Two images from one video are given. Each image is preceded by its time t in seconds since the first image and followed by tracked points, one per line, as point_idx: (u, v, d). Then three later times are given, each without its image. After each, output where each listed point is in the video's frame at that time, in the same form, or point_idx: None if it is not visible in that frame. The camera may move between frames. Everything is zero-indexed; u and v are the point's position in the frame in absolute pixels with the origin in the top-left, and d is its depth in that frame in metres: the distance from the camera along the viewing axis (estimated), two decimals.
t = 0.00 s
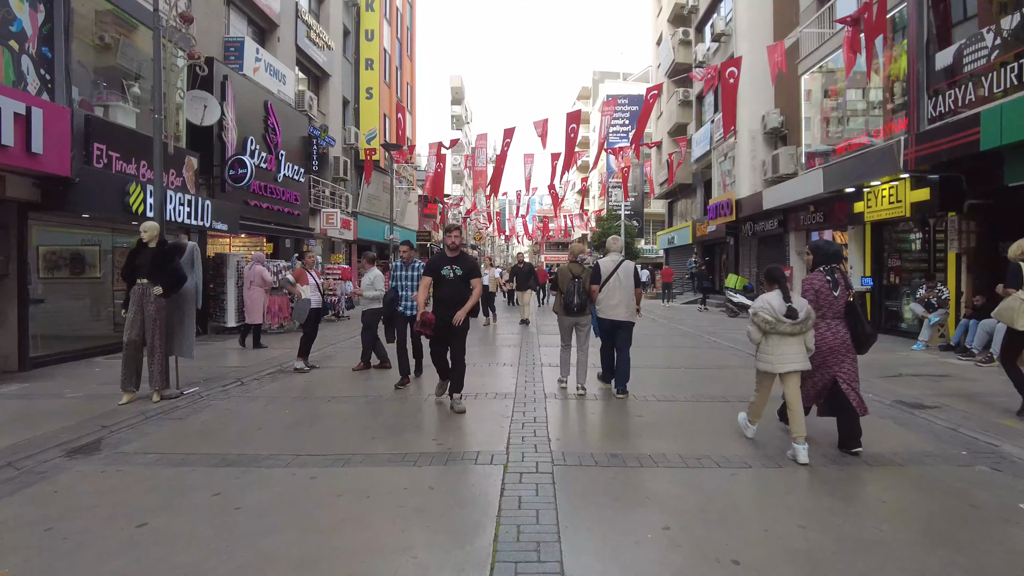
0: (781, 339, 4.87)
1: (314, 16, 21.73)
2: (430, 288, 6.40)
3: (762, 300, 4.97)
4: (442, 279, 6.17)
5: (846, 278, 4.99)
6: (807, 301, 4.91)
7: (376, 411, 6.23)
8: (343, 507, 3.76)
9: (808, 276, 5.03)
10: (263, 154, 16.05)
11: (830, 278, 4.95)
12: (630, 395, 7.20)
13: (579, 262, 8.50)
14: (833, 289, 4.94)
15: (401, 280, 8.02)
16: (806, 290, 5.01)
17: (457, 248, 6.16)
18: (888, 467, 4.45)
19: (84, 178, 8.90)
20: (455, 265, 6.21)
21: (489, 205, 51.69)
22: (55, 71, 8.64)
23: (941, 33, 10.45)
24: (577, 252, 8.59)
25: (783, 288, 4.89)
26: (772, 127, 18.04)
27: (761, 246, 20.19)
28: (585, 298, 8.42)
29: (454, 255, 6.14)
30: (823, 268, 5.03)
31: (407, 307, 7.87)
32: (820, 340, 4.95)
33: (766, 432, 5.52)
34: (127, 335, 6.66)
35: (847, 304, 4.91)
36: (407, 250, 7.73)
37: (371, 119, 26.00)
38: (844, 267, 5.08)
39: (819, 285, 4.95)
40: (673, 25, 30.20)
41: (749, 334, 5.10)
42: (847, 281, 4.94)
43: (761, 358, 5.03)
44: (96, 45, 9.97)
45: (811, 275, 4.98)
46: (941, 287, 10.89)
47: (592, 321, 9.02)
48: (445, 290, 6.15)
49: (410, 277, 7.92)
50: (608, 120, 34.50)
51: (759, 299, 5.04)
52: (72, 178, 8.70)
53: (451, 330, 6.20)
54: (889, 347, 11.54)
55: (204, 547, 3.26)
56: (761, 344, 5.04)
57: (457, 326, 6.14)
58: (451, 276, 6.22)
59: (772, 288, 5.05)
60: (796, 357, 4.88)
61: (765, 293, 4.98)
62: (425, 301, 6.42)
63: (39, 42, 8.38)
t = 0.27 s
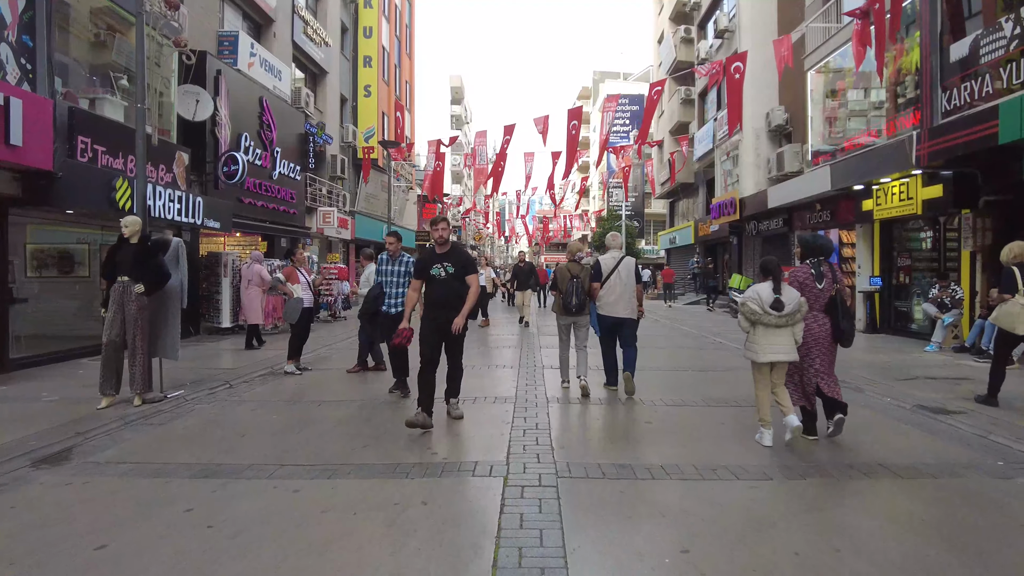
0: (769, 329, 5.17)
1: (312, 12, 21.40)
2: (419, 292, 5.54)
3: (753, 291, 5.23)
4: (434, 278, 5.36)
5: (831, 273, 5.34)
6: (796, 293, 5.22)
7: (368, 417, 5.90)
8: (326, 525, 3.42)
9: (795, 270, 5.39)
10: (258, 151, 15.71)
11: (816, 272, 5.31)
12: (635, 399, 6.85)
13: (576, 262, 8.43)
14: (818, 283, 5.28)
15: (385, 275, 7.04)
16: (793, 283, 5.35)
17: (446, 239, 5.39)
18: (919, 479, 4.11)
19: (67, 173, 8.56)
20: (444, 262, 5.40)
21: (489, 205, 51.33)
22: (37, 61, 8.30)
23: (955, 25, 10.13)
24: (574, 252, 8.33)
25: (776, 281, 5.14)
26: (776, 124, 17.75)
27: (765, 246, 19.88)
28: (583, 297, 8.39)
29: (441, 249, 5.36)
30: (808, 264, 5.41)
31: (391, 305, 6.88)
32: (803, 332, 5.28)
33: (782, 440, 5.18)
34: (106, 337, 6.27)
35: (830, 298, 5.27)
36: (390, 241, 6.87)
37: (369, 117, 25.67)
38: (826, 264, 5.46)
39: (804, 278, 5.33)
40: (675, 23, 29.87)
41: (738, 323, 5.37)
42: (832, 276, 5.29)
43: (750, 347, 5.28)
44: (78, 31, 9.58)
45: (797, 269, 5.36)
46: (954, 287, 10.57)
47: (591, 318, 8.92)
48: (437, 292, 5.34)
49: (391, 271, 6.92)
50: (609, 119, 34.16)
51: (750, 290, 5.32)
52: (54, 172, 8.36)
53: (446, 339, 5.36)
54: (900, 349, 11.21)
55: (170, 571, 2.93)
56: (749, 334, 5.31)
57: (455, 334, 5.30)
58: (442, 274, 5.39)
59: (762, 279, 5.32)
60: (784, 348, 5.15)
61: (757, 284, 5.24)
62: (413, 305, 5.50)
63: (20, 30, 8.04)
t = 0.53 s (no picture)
0: (760, 339, 5.09)
1: (307, 9, 21.08)
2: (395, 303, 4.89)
3: (744, 300, 5.11)
4: (411, 287, 4.74)
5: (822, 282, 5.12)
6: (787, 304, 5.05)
7: (356, 431, 5.57)
8: (300, 560, 3.09)
9: (784, 279, 5.19)
10: (250, 150, 15.37)
11: (805, 282, 5.13)
12: (638, 409, 6.52)
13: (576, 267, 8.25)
14: (808, 294, 5.10)
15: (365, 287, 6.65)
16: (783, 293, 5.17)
17: (422, 242, 4.81)
18: (951, 504, 3.77)
19: (46, 172, 8.22)
20: (421, 269, 4.76)
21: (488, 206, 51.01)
22: (14, 56, 7.95)
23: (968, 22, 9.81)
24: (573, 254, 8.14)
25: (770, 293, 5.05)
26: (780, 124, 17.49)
27: (767, 248, 19.58)
28: (581, 300, 8.04)
29: (417, 255, 4.81)
30: (799, 273, 5.23)
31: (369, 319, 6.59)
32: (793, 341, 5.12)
33: (796, 457, 4.84)
34: (80, 346, 5.93)
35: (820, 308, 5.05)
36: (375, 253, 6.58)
37: (365, 116, 25.33)
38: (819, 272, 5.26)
39: (793, 288, 5.12)
40: (676, 22, 29.56)
41: (732, 332, 5.29)
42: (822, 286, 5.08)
43: (742, 357, 5.22)
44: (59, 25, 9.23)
45: (786, 278, 5.15)
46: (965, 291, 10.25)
47: (590, 323, 8.66)
48: (413, 302, 4.70)
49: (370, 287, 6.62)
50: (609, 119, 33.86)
51: (743, 299, 5.19)
52: (32, 171, 8.01)
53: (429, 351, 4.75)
54: (909, 354, 10.90)
55: None
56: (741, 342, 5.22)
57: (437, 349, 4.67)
58: (420, 282, 4.77)
59: (756, 289, 5.21)
60: (771, 357, 5.07)
61: (748, 293, 5.12)
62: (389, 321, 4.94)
63: None
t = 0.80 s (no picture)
0: (753, 329, 5.34)
1: (300, 5, 20.73)
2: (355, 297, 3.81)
3: (738, 291, 5.36)
4: (380, 283, 3.80)
5: (809, 273, 5.51)
6: (778, 296, 5.36)
7: (341, 439, 5.23)
8: None
9: (773, 270, 5.54)
10: (240, 147, 15.03)
11: (794, 272, 5.49)
12: (639, 414, 6.16)
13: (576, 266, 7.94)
14: (796, 284, 5.45)
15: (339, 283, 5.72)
16: (773, 284, 5.49)
17: (401, 230, 3.87)
18: (983, 520, 3.46)
19: (20, 167, 7.86)
20: (396, 262, 3.81)
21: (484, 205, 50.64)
22: None
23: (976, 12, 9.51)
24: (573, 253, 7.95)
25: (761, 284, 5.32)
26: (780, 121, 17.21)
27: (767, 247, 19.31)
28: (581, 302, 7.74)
29: (393, 245, 3.88)
30: (787, 265, 5.57)
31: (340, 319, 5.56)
32: (783, 331, 5.43)
33: (811, 465, 4.52)
34: (48, 347, 5.57)
35: (809, 298, 5.43)
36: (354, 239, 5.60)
37: (360, 114, 24.99)
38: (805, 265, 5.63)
39: (783, 278, 5.45)
40: (673, 19, 29.28)
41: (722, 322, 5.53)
42: (810, 277, 5.46)
43: (731, 346, 5.44)
44: (35, 14, 8.86)
45: (776, 269, 5.47)
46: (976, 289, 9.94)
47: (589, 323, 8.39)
48: (382, 303, 3.77)
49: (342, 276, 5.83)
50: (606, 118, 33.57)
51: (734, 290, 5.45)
52: (6, 166, 7.65)
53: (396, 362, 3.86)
54: (916, 355, 10.60)
55: None
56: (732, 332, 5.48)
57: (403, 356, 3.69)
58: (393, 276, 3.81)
59: (746, 281, 5.45)
60: (762, 346, 5.34)
61: (741, 284, 5.38)
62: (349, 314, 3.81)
63: None
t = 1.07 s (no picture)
0: (741, 343, 5.26)
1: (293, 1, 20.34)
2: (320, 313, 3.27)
3: (722, 306, 5.31)
4: (347, 295, 3.25)
5: (800, 283, 5.42)
6: (764, 309, 5.31)
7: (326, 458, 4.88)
8: None
9: (763, 283, 5.51)
10: (230, 146, 14.66)
11: (784, 284, 5.41)
12: (644, 428, 5.80)
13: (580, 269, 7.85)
14: (787, 294, 5.38)
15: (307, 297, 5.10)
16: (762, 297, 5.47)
17: (372, 232, 3.31)
18: None
19: None
20: (366, 272, 3.25)
21: (482, 206, 50.34)
22: None
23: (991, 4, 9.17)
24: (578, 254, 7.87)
25: (744, 297, 5.26)
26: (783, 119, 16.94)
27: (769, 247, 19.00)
28: (587, 305, 7.61)
29: (364, 251, 3.32)
30: (776, 276, 5.50)
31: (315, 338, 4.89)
32: (773, 342, 5.36)
33: (832, 489, 4.17)
34: (14, 359, 5.25)
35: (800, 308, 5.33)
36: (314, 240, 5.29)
37: (355, 113, 24.62)
38: (797, 273, 5.52)
39: (774, 290, 5.42)
40: (673, 16, 28.93)
41: (711, 338, 5.49)
42: (800, 288, 5.37)
43: (722, 361, 5.40)
44: (11, 6, 8.50)
45: (765, 282, 5.47)
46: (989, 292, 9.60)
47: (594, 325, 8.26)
48: (346, 320, 3.21)
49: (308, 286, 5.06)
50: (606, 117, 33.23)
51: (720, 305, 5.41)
52: None
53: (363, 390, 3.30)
54: (927, 361, 10.28)
55: None
56: (721, 347, 5.42)
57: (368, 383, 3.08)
58: (363, 287, 3.26)
59: (733, 295, 5.42)
60: (754, 359, 5.26)
61: (725, 299, 5.32)
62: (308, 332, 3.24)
63: None
